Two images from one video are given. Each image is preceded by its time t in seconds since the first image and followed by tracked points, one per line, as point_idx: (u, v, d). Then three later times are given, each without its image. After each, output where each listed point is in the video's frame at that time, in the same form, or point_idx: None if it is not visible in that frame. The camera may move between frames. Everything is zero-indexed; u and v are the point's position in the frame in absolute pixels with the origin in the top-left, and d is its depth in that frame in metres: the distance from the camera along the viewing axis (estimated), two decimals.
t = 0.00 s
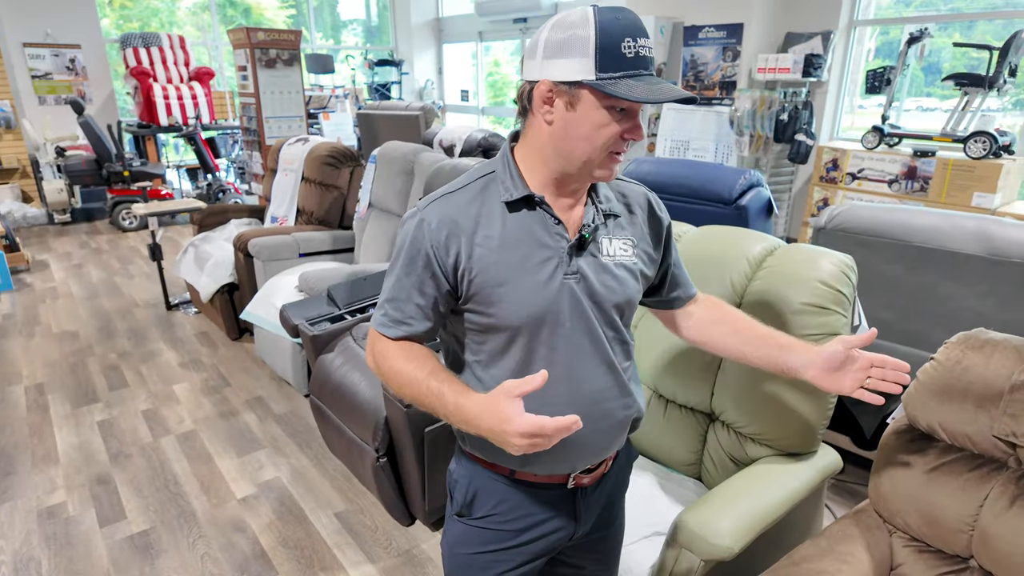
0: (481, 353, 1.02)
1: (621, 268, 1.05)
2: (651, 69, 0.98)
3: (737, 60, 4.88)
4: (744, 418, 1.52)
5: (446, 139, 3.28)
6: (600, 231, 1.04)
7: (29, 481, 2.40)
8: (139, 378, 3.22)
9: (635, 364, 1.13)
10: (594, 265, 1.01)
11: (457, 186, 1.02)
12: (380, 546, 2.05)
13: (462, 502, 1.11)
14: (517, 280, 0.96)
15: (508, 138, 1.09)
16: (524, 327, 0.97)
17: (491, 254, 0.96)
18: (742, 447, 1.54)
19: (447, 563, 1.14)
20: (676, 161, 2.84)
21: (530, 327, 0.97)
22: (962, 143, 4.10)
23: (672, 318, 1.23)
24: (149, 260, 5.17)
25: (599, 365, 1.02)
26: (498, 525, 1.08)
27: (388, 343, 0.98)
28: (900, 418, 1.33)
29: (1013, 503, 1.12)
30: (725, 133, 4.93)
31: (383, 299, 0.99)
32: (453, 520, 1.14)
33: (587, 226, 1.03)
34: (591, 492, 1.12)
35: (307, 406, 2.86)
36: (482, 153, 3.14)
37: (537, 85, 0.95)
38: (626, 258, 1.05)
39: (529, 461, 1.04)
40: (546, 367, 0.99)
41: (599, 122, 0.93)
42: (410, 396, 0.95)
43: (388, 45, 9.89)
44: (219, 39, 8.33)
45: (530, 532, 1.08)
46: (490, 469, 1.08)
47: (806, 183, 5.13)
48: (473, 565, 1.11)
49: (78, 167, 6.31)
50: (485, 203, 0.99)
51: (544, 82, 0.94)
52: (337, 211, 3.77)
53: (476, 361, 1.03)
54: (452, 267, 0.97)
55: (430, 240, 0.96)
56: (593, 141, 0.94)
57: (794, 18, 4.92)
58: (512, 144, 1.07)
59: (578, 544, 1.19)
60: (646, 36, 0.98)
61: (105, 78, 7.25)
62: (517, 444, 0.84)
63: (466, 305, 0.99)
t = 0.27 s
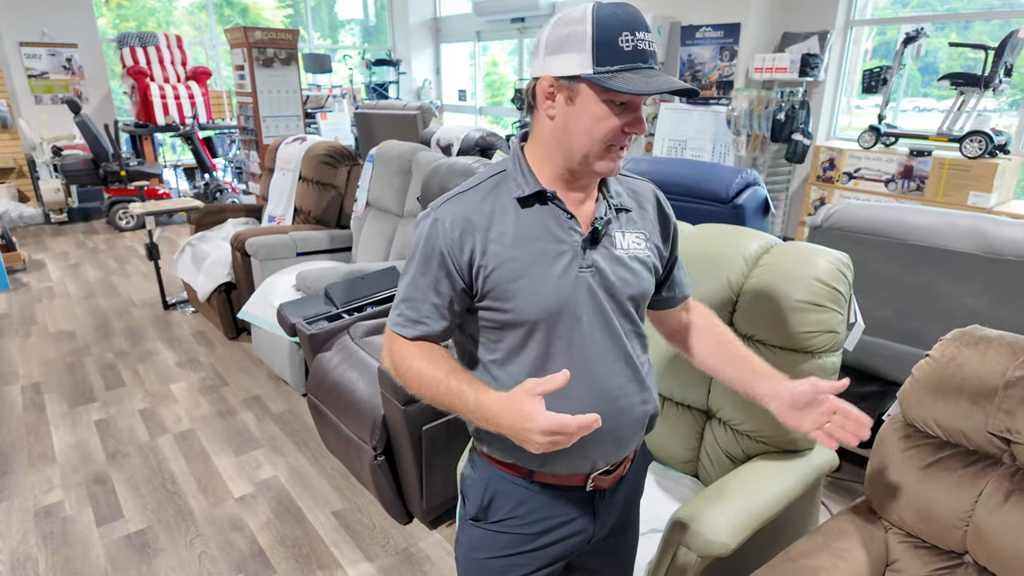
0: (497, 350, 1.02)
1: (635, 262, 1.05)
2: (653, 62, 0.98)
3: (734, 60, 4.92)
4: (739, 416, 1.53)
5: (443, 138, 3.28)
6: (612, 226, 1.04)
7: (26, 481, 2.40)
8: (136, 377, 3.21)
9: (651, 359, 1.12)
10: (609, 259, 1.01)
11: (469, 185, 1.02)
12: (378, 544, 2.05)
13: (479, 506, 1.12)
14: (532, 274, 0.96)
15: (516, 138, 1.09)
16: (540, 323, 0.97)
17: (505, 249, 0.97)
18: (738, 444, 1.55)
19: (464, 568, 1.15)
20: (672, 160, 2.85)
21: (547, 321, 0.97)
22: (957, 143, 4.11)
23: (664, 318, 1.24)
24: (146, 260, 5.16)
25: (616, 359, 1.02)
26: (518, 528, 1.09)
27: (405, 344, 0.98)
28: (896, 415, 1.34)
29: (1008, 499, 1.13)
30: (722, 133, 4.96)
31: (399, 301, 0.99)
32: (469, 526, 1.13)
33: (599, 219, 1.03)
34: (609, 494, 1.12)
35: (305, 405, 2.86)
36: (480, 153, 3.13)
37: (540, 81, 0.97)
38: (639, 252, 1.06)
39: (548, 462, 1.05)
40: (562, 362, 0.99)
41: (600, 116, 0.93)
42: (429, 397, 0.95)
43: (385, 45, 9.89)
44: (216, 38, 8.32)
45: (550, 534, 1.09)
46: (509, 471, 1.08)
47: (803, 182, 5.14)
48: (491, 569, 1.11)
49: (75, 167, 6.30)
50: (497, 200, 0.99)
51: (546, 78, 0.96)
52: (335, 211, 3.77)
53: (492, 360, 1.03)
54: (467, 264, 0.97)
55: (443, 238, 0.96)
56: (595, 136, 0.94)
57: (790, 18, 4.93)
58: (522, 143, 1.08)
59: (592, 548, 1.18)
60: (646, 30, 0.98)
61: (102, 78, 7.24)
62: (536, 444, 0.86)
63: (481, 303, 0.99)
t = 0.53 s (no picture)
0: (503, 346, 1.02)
1: (638, 261, 1.05)
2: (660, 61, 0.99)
3: (731, 60, 4.93)
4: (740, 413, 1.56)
5: (441, 138, 3.28)
6: (616, 223, 1.04)
7: (24, 480, 2.40)
8: (134, 377, 3.21)
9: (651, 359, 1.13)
10: (613, 256, 1.02)
11: (477, 180, 1.03)
12: (377, 542, 2.05)
13: (482, 505, 1.13)
14: (537, 270, 0.97)
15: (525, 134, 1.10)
16: (544, 319, 0.98)
17: (510, 245, 0.97)
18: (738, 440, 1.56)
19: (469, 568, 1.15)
20: (670, 159, 2.86)
21: (551, 317, 0.98)
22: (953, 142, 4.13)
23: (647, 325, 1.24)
24: (144, 259, 5.15)
25: (618, 356, 1.02)
26: (520, 525, 1.09)
27: (412, 337, 0.99)
28: (892, 411, 1.35)
29: (1002, 494, 1.14)
30: (719, 132, 4.96)
31: (406, 293, 1.00)
32: (473, 527, 1.14)
33: (604, 217, 1.03)
34: (609, 489, 1.13)
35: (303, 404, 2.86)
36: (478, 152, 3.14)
37: (547, 79, 0.98)
38: (644, 251, 1.06)
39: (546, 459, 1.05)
40: (566, 357, 1.00)
41: (608, 114, 0.94)
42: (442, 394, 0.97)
43: (383, 45, 9.90)
44: (213, 38, 8.31)
45: (553, 530, 1.09)
46: (509, 469, 1.09)
47: (800, 182, 5.16)
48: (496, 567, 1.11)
49: (72, 167, 6.29)
50: (504, 195, 1.00)
51: (554, 75, 0.96)
52: (333, 210, 3.77)
53: (495, 354, 1.03)
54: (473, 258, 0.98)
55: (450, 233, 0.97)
56: (604, 134, 0.95)
57: (787, 18, 4.94)
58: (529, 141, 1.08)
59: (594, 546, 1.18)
60: (654, 29, 0.98)
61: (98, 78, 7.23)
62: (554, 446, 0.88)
63: (486, 298, 1.00)
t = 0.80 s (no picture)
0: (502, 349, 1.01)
1: (622, 255, 1.09)
2: (645, 64, 0.98)
3: (728, 60, 4.94)
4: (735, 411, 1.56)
5: (439, 138, 3.29)
6: (600, 219, 1.08)
7: (22, 479, 2.40)
8: (132, 376, 3.21)
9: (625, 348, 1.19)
10: (601, 253, 1.05)
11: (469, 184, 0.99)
12: (375, 540, 2.06)
13: (485, 517, 1.12)
14: (546, 270, 0.97)
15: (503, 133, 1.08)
16: (550, 318, 0.98)
17: (519, 248, 0.96)
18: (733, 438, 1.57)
19: None
20: (667, 159, 2.88)
21: (558, 316, 0.98)
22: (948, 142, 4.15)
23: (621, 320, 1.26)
24: (141, 259, 5.15)
25: (613, 348, 1.05)
26: (527, 529, 1.10)
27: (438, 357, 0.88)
28: (887, 408, 1.36)
29: (995, 488, 1.15)
30: (716, 131, 4.99)
31: (419, 311, 0.90)
32: (478, 540, 1.14)
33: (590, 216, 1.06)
34: (603, 477, 1.15)
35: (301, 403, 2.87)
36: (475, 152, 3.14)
37: (533, 80, 0.96)
38: (625, 244, 1.10)
39: (545, 455, 1.06)
40: (569, 353, 1.01)
41: (595, 117, 0.93)
42: (502, 413, 0.86)
43: (380, 45, 9.90)
44: (211, 38, 8.31)
45: (558, 528, 1.10)
46: (506, 474, 1.09)
47: (797, 181, 5.17)
48: None
49: (69, 167, 6.28)
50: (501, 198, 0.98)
51: (540, 77, 0.94)
52: (331, 210, 3.77)
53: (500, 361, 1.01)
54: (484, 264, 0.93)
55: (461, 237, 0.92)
56: (591, 138, 0.94)
57: (784, 18, 4.96)
58: (509, 138, 1.06)
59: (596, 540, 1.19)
60: (640, 32, 0.98)
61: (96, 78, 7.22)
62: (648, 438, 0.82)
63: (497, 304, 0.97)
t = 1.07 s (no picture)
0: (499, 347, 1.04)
1: (581, 246, 1.17)
2: (594, 56, 0.99)
3: (725, 60, 4.93)
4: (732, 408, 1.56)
5: (437, 138, 3.30)
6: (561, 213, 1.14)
7: (21, 479, 2.40)
8: (130, 376, 3.22)
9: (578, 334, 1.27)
10: (568, 248, 1.13)
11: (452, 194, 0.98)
12: (375, 539, 2.07)
13: (468, 527, 1.12)
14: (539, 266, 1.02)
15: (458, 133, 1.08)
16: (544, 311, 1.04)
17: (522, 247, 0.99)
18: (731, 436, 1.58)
19: None
20: (665, 159, 2.89)
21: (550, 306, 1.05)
22: (945, 141, 4.17)
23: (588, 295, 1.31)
24: (139, 260, 5.14)
25: (581, 331, 1.15)
26: (512, 531, 1.11)
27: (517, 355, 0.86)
28: (883, 405, 1.37)
29: (990, 484, 1.16)
30: (713, 131, 5.02)
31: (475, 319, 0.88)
32: (458, 551, 1.14)
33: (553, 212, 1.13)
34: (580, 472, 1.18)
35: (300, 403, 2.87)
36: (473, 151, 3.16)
37: (481, 77, 0.97)
38: (580, 236, 1.18)
39: (529, 460, 1.06)
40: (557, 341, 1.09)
41: (547, 113, 0.94)
42: (613, 401, 0.83)
43: (377, 45, 9.90)
44: (208, 38, 8.29)
45: (541, 527, 1.12)
46: (491, 480, 1.09)
47: (794, 181, 5.19)
48: None
49: (66, 167, 6.26)
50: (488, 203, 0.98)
51: (489, 74, 0.95)
52: (329, 210, 3.77)
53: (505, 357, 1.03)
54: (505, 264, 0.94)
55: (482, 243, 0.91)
56: (545, 134, 0.96)
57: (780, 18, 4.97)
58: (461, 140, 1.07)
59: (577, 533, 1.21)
60: (587, 24, 0.99)
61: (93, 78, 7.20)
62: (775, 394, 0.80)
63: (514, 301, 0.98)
